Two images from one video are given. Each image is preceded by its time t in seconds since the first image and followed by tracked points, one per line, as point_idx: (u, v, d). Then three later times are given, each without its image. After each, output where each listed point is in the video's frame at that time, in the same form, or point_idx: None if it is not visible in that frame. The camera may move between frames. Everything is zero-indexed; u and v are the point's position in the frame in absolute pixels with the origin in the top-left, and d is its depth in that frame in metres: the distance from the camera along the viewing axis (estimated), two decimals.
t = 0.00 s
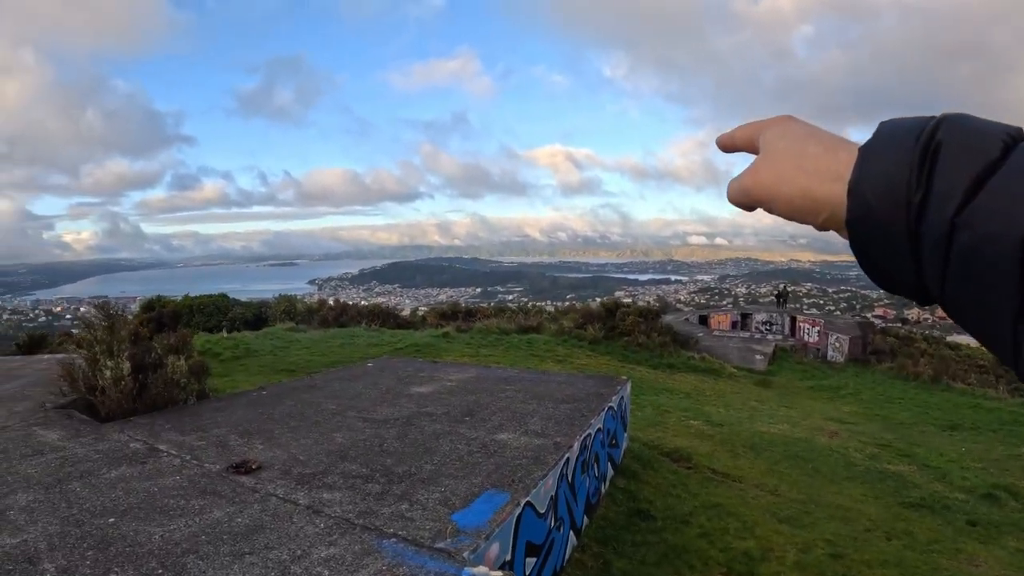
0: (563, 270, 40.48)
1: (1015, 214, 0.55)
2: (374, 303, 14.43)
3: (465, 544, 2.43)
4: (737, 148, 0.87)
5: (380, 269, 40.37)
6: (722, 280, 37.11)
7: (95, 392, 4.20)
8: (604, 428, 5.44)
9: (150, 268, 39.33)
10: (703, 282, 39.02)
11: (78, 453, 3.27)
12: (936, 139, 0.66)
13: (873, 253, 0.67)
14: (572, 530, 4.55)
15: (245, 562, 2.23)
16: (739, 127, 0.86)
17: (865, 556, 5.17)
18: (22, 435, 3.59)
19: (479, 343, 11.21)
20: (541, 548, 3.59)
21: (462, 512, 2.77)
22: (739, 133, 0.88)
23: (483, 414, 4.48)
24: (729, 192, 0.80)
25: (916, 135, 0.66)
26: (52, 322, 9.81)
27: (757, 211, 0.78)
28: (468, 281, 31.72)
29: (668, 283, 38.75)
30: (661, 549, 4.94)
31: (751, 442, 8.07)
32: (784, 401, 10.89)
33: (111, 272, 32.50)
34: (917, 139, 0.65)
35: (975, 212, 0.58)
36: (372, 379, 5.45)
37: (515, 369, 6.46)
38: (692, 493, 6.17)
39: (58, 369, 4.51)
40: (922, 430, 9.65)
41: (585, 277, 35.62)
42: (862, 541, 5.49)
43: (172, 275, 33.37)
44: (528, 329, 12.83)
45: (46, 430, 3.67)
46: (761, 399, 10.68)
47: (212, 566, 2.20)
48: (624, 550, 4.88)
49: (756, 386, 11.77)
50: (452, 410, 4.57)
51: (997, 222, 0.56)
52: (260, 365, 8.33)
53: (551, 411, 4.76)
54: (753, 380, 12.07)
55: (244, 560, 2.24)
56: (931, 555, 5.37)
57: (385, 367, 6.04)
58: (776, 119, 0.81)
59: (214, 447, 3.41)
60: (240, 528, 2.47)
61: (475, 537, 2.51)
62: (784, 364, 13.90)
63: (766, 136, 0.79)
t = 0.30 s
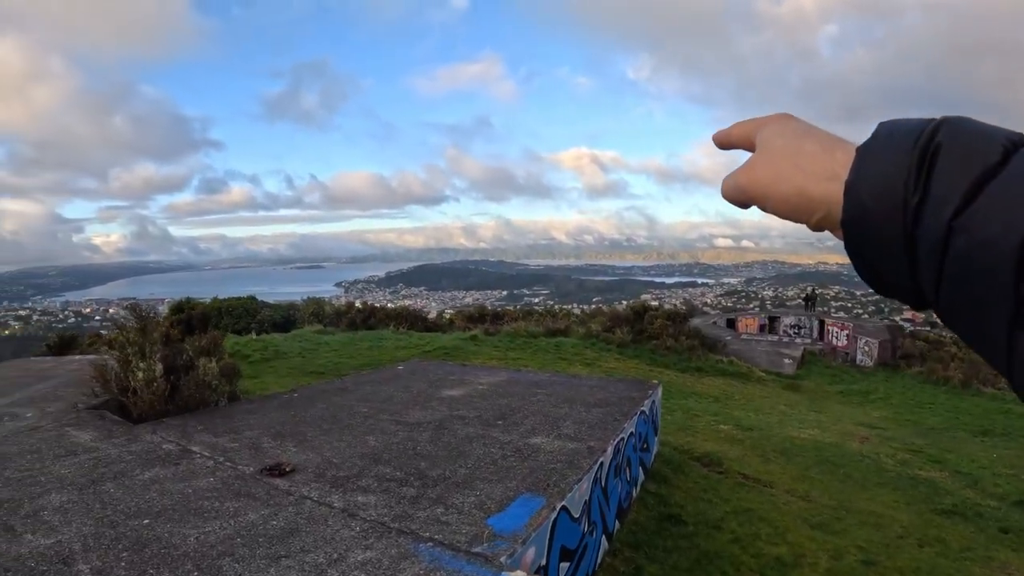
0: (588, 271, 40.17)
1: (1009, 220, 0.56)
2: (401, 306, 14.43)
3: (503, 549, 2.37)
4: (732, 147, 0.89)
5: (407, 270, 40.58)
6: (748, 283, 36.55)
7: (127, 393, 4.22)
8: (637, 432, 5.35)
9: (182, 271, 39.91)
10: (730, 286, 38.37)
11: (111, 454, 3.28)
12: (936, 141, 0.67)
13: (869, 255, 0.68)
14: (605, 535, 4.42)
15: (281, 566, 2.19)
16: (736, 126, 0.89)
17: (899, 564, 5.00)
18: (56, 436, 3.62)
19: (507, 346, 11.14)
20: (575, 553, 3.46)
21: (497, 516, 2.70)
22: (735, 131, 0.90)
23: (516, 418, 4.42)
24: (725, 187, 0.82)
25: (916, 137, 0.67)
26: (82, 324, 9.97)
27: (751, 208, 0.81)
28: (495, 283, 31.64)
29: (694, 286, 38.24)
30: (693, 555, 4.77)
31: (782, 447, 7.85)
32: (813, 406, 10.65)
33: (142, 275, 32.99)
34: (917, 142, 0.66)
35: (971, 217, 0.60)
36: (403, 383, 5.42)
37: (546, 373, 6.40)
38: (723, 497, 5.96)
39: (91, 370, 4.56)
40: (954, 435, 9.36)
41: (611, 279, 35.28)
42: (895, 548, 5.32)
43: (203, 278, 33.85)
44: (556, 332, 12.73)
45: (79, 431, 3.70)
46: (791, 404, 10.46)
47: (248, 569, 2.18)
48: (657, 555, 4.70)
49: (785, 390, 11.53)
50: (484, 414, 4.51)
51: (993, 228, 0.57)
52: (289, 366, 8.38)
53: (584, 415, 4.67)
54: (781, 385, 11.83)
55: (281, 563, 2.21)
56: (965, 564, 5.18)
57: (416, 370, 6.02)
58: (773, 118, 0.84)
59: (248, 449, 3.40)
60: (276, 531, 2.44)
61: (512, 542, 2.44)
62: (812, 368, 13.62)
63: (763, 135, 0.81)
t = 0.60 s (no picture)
0: (616, 271, 39.77)
1: (1013, 235, 0.66)
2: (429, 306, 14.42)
3: (537, 555, 2.32)
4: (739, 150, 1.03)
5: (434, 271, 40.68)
6: (778, 284, 35.77)
7: (158, 394, 4.26)
8: (669, 436, 5.24)
9: (215, 270, 40.55)
10: (759, 288, 37.61)
11: (144, 455, 3.31)
12: (942, 157, 0.77)
13: (877, 258, 0.79)
14: (636, 540, 4.29)
15: (313, 570, 2.17)
16: (744, 129, 1.02)
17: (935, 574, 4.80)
18: (87, 435, 3.67)
19: (535, 348, 11.05)
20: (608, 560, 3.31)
21: (531, 522, 2.65)
22: (745, 133, 1.03)
23: (548, 421, 4.36)
24: (734, 188, 0.96)
25: (925, 147, 0.78)
26: (113, 324, 10.15)
27: (758, 208, 0.95)
28: (525, 284, 31.48)
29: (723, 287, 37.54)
30: (725, 561, 4.61)
31: (814, 452, 7.61)
32: (845, 410, 10.36)
33: (175, 275, 33.55)
34: (927, 158, 0.76)
35: (980, 231, 0.70)
36: (433, 385, 5.39)
37: (577, 376, 6.32)
38: (755, 503, 5.76)
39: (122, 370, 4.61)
40: (992, 442, 8.99)
41: (639, 279, 34.86)
42: (928, 557, 5.12)
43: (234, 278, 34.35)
44: (584, 334, 12.58)
45: (111, 430, 3.76)
46: (822, 408, 10.20)
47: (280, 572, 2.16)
48: (689, 562, 4.54)
49: (816, 394, 11.25)
50: (515, 417, 4.46)
51: (1000, 242, 0.67)
52: (317, 367, 8.42)
53: (616, 419, 4.58)
54: (812, 388, 11.55)
55: (313, 568, 2.19)
56: None
57: (446, 372, 6.00)
58: (778, 127, 0.97)
59: (280, 451, 3.41)
60: (308, 535, 2.42)
61: (546, 548, 2.39)
62: (844, 372, 13.29)
63: (775, 144, 0.95)
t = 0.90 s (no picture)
0: (647, 270, 39.32)
1: None
2: (460, 305, 14.44)
3: (568, 562, 2.27)
4: (759, 141, 1.06)
5: (464, 270, 40.82)
6: (811, 284, 34.94)
7: (190, 392, 4.32)
8: (702, 440, 5.12)
9: (251, 268, 41.40)
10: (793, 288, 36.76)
11: (176, 453, 3.36)
12: (970, 156, 0.77)
13: (900, 261, 0.80)
14: (668, 545, 4.18)
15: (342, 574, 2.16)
16: (764, 121, 1.05)
17: None
18: (120, 433, 3.74)
19: (566, 348, 10.98)
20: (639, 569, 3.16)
21: (562, 528, 2.59)
22: (763, 126, 1.06)
23: (581, 424, 4.31)
24: (753, 180, 0.98)
25: (950, 147, 0.78)
26: (148, 321, 10.40)
27: (776, 200, 0.97)
28: (556, 283, 31.36)
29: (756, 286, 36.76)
30: (758, 569, 4.45)
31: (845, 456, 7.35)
32: (878, 413, 10.04)
33: (211, 274, 34.34)
34: (954, 157, 0.77)
35: (1004, 234, 0.69)
36: (465, 385, 5.37)
37: (609, 377, 6.24)
38: (786, 508, 5.57)
39: (155, 368, 4.69)
40: None
41: (669, 278, 34.43)
42: (964, 568, 4.90)
43: (267, 275, 34.89)
44: (616, 334, 12.45)
45: (143, 428, 3.83)
46: (856, 411, 9.90)
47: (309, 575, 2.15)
48: (721, 569, 4.40)
49: (850, 397, 10.94)
50: (548, 419, 4.43)
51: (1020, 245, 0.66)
52: (350, 366, 8.53)
53: (648, 422, 4.50)
54: (846, 392, 11.24)
55: (343, 571, 2.18)
56: None
57: (478, 372, 5.99)
58: (798, 120, 0.99)
59: (311, 451, 3.42)
60: (338, 537, 2.41)
61: (578, 555, 2.33)
62: (877, 374, 12.95)
63: (792, 136, 0.97)
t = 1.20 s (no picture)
0: (679, 270, 38.81)
1: None
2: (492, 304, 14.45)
3: (599, 567, 2.22)
4: (759, 128, 0.94)
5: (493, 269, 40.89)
6: (847, 284, 34.09)
7: (223, 388, 4.39)
8: (735, 444, 5.00)
9: (285, 267, 42.09)
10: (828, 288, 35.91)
11: (208, 450, 3.41)
12: (992, 142, 0.66)
13: (915, 253, 0.70)
14: (698, 550, 4.06)
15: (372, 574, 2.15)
16: (766, 106, 0.92)
17: None
18: (154, 429, 3.81)
19: (598, 347, 10.88)
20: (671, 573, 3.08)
21: (594, 532, 2.54)
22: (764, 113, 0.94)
23: (613, 425, 4.24)
24: (756, 170, 0.86)
25: (970, 134, 0.67)
26: (185, 317, 10.65)
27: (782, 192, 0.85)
28: (586, 282, 31.13)
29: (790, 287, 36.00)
30: None
31: (879, 462, 7.10)
32: (914, 418, 9.72)
33: (247, 271, 35.07)
34: (973, 143, 0.66)
35: None
36: (497, 385, 5.35)
37: (643, 378, 6.15)
38: (819, 514, 5.39)
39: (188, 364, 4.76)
40: None
41: (700, 277, 33.99)
42: None
43: (300, 273, 35.48)
44: (648, 334, 12.30)
45: (176, 424, 3.89)
46: (890, 415, 9.60)
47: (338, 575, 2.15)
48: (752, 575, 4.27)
49: (886, 401, 10.62)
50: (579, 420, 4.37)
51: None
52: (382, 363, 8.59)
53: (681, 425, 4.41)
54: (880, 395, 10.91)
55: (372, 572, 2.17)
56: None
57: (509, 371, 5.97)
58: (805, 103, 0.87)
59: (343, 450, 3.43)
60: (368, 537, 2.41)
61: (610, 559, 2.29)
62: (913, 377, 12.55)
63: (798, 122, 0.85)
